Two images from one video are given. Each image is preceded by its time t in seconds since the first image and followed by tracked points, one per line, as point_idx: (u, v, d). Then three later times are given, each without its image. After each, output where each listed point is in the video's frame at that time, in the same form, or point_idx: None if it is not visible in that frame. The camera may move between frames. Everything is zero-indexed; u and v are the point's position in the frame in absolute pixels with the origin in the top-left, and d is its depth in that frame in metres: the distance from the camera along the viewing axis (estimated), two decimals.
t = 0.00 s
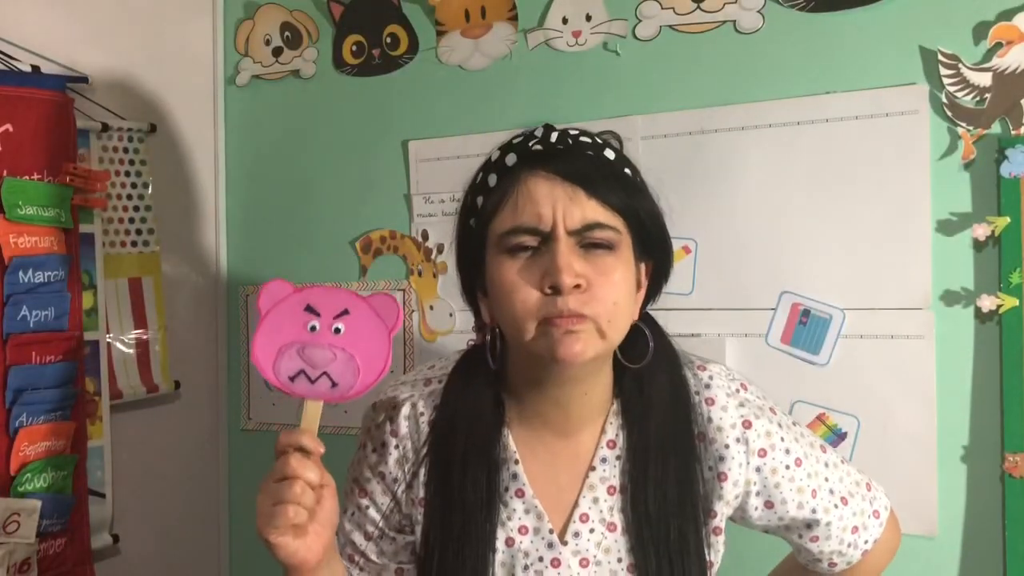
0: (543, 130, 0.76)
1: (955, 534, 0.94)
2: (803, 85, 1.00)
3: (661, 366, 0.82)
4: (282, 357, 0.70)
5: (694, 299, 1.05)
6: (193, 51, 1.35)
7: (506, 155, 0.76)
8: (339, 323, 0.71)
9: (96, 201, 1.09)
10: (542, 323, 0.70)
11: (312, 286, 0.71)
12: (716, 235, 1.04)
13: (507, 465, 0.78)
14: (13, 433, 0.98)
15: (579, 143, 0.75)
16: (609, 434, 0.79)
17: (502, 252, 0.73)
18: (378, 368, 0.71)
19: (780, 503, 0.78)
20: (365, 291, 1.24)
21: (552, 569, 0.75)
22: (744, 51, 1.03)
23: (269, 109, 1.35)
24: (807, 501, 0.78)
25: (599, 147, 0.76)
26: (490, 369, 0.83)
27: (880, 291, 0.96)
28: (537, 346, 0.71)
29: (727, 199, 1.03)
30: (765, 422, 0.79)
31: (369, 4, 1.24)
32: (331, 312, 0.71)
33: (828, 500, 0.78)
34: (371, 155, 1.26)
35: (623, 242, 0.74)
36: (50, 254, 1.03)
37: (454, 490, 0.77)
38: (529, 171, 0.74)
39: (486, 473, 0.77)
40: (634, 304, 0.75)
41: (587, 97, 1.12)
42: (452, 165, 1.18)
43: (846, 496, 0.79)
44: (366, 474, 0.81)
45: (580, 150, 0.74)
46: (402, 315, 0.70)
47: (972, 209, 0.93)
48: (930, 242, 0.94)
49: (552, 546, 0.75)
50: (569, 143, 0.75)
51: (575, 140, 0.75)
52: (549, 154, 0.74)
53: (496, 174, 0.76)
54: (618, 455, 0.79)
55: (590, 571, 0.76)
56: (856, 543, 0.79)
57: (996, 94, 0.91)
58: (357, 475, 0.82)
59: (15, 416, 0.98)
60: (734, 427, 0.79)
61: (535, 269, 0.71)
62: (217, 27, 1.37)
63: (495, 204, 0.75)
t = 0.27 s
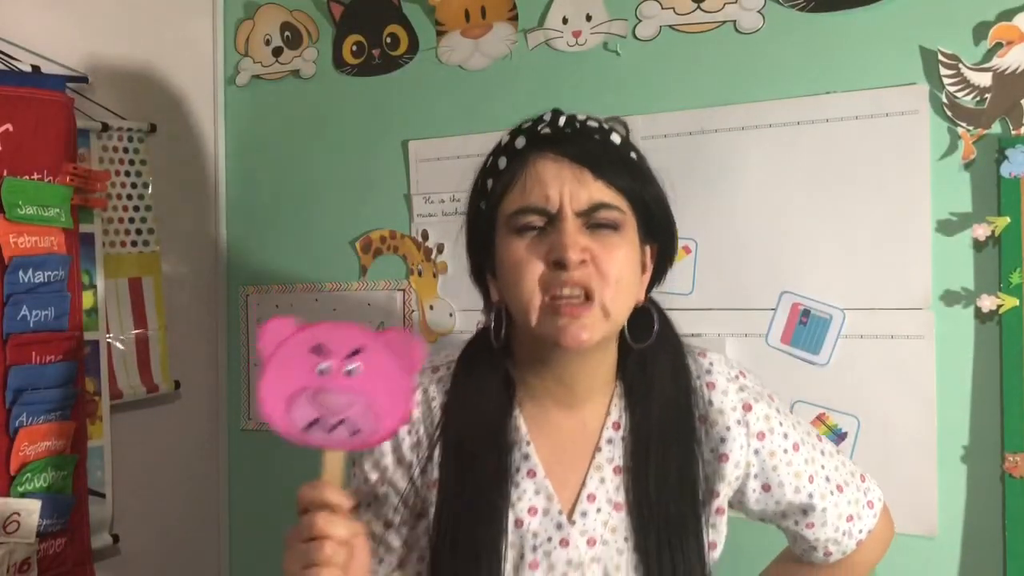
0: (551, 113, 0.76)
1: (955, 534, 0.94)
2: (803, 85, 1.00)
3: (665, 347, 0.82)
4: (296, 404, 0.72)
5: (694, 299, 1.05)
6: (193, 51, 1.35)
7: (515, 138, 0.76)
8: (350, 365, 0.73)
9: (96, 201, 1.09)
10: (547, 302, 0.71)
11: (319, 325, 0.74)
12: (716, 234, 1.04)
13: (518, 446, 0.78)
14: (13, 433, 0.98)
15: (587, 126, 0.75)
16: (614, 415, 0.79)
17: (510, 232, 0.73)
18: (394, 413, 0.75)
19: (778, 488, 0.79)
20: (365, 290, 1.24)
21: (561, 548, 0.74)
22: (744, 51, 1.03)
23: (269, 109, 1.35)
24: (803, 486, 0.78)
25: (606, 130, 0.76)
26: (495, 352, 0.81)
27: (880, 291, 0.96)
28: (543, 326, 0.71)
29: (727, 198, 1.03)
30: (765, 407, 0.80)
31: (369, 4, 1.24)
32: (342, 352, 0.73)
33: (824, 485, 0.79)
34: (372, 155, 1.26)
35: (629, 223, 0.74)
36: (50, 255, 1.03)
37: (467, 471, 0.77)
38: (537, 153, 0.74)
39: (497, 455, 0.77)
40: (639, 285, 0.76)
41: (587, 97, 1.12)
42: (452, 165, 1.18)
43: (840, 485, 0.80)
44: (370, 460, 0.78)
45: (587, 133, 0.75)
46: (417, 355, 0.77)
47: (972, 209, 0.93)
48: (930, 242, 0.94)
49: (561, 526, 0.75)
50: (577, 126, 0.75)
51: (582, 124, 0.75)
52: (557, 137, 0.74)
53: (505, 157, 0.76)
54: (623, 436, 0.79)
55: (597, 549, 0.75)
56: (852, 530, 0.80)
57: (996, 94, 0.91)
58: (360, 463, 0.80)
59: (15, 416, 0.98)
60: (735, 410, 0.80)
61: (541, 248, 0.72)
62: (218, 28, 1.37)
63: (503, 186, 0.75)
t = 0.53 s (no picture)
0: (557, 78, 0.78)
1: (955, 534, 0.94)
2: (803, 86, 1.00)
3: (670, 299, 0.84)
4: (425, 234, 0.60)
5: (694, 299, 1.05)
6: (193, 50, 1.35)
7: (523, 102, 0.78)
8: (485, 187, 0.62)
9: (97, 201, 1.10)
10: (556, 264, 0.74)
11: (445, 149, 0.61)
12: (716, 234, 1.04)
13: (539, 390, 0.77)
14: (13, 433, 0.98)
15: (592, 90, 0.77)
16: (624, 365, 0.81)
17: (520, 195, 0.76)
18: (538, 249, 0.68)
19: (777, 440, 0.80)
20: (366, 291, 1.24)
21: (582, 489, 0.75)
22: (743, 51, 1.03)
23: (269, 108, 1.35)
24: (799, 438, 0.80)
25: (610, 94, 0.78)
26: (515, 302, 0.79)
27: (880, 291, 0.96)
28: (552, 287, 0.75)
29: (727, 198, 1.03)
30: (758, 362, 0.83)
31: (370, 3, 1.24)
32: (476, 175, 0.62)
33: (817, 438, 0.81)
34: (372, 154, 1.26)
35: (632, 183, 0.77)
36: (51, 254, 1.03)
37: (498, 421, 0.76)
38: (545, 116, 0.76)
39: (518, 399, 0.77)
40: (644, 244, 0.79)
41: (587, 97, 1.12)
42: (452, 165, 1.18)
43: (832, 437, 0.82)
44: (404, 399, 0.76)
45: (593, 96, 0.77)
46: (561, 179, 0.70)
47: (972, 209, 0.93)
48: (930, 242, 0.94)
49: (582, 469, 0.76)
50: (583, 91, 0.77)
51: (588, 88, 0.77)
52: (564, 101, 0.76)
53: (516, 121, 0.78)
54: (633, 385, 0.81)
55: (613, 493, 0.77)
56: (846, 484, 0.80)
57: (996, 94, 0.91)
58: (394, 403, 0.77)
59: (15, 416, 0.98)
60: (732, 363, 0.82)
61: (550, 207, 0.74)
62: (218, 27, 1.37)
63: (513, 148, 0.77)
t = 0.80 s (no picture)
0: (561, 82, 0.74)
1: (954, 534, 0.94)
2: (803, 86, 1.00)
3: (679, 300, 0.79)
4: (505, 287, 0.51)
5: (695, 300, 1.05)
6: (193, 50, 1.35)
7: (528, 106, 0.73)
8: (597, 221, 0.50)
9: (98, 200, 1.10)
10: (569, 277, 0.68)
11: (520, 157, 0.50)
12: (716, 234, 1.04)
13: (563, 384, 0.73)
14: (13, 434, 0.98)
15: (596, 93, 0.73)
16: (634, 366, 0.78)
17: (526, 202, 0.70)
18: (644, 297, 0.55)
19: (773, 434, 0.80)
20: (366, 291, 1.24)
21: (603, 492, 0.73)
22: (743, 51, 1.03)
23: (269, 108, 1.35)
24: (794, 430, 0.80)
25: (615, 97, 0.74)
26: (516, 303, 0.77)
27: (880, 291, 0.96)
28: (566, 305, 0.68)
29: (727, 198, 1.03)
30: (756, 359, 0.82)
31: (370, 3, 1.24)
32: (574, 205, 0.50)
33: (811, 430, 0.81)
34: (372, 154, 1.26)
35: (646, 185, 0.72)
36: (51, 254, 1.03)
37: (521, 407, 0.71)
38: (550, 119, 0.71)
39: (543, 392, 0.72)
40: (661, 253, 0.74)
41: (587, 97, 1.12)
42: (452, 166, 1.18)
43: (825, 430, 0.82)
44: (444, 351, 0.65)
45: (597, 99, 0.72)
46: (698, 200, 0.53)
47: (972, 209, 0.93)
48: (930, 242, 0.94)
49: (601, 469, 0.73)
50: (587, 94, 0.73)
51: (591, 91, 0.73)
52: (568, 105, 0.72)
53: (521, 124, 0.72)
54: (643, 386, 0.77)
55: (631, 494, 0.74)
56: (841, 473, 0.81)
57: (996, 94, 0.91)
58: (422, 357, 0.66)
59: (15, 416, 0.98)
60: (732, 361, 0.81)
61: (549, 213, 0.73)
62: (218, 28, 1.37)
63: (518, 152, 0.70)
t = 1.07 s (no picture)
0: (562, 85, 0.74)
1: (954, 534, 0.94)
2: (803, 86, 1.00)
3: (681, 304, 0.80)
4: (496, 254, 0.52)
5: (696, 300, 1.05)
6: (193, 50, 1.35)
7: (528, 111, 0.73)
8: (582, 182, 0.52)
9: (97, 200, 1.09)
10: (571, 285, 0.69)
11: (508, 117, 0.53)
12: (716, 234, 1.04)
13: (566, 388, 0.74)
14: (13, 433, 0.98)
15: (598, 97, 0.73)
16: (635, 368, 0.79)
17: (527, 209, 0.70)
18: (661, 265, 0.53)
19: (774, 437, 0.79)
20: (366, 290, 1.24)
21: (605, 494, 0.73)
22: (743, 51, 1.03)
23: (269, 108, 1.35)
24: (796, 433, 0.79)
25: (617, 101, 0.74)
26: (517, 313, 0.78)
27: (880, 292, 0.96)
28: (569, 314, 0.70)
29: (728, 198, 1.03)
30: (760, 361, 0.80)
31: (370, 3, 1.24)
32: (562, 165, 0.52)
33: (813, 433, 0.80)
34: (372, 154, 1.26)
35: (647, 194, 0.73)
36: (50, 254, 1.03)
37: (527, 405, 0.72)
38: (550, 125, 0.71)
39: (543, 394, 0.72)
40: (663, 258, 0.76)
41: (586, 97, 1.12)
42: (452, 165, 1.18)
43: (827, 433, 0.81)
44: (445, 351, 0.66)
45: (599, 103, 0.72)
46: (709, 155, 0.51)
47: (972, 209, 0.93)
48: (931, 242, 0.94)
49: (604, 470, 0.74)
50: (588, 97, 0.72)
51: (593, 94, 0.73)
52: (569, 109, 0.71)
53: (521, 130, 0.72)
54: (647, 388, 0.78)
55: (632, 497, 0.75)
56: (842, 476, 0.80)
57: (996, 94, 0.91)
58: (424, 357, 0.66)
59: (15, 416, 0.98)
60: (734, 363, 0.80)
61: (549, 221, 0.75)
62: (218, 27, 1.37)
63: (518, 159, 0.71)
